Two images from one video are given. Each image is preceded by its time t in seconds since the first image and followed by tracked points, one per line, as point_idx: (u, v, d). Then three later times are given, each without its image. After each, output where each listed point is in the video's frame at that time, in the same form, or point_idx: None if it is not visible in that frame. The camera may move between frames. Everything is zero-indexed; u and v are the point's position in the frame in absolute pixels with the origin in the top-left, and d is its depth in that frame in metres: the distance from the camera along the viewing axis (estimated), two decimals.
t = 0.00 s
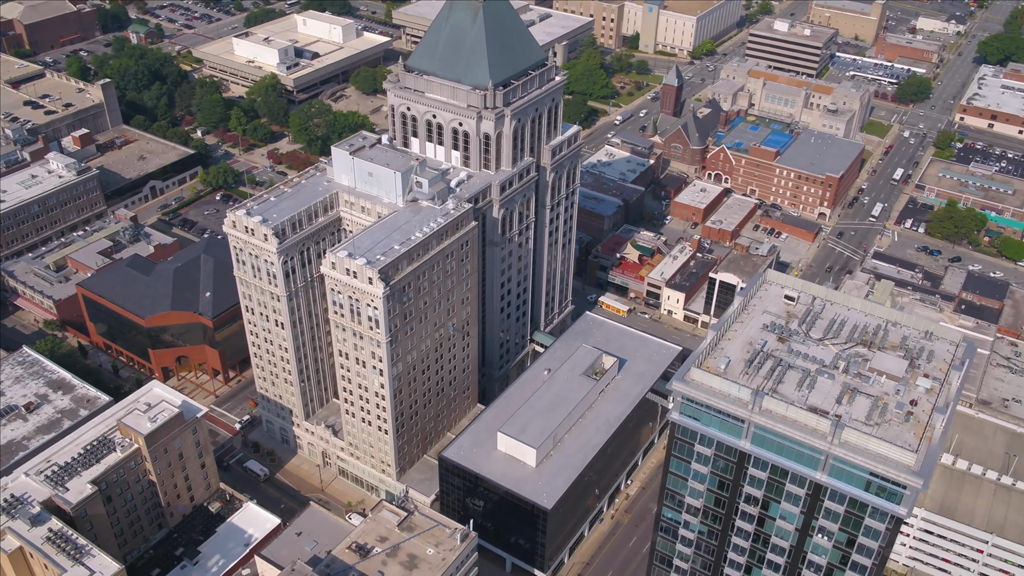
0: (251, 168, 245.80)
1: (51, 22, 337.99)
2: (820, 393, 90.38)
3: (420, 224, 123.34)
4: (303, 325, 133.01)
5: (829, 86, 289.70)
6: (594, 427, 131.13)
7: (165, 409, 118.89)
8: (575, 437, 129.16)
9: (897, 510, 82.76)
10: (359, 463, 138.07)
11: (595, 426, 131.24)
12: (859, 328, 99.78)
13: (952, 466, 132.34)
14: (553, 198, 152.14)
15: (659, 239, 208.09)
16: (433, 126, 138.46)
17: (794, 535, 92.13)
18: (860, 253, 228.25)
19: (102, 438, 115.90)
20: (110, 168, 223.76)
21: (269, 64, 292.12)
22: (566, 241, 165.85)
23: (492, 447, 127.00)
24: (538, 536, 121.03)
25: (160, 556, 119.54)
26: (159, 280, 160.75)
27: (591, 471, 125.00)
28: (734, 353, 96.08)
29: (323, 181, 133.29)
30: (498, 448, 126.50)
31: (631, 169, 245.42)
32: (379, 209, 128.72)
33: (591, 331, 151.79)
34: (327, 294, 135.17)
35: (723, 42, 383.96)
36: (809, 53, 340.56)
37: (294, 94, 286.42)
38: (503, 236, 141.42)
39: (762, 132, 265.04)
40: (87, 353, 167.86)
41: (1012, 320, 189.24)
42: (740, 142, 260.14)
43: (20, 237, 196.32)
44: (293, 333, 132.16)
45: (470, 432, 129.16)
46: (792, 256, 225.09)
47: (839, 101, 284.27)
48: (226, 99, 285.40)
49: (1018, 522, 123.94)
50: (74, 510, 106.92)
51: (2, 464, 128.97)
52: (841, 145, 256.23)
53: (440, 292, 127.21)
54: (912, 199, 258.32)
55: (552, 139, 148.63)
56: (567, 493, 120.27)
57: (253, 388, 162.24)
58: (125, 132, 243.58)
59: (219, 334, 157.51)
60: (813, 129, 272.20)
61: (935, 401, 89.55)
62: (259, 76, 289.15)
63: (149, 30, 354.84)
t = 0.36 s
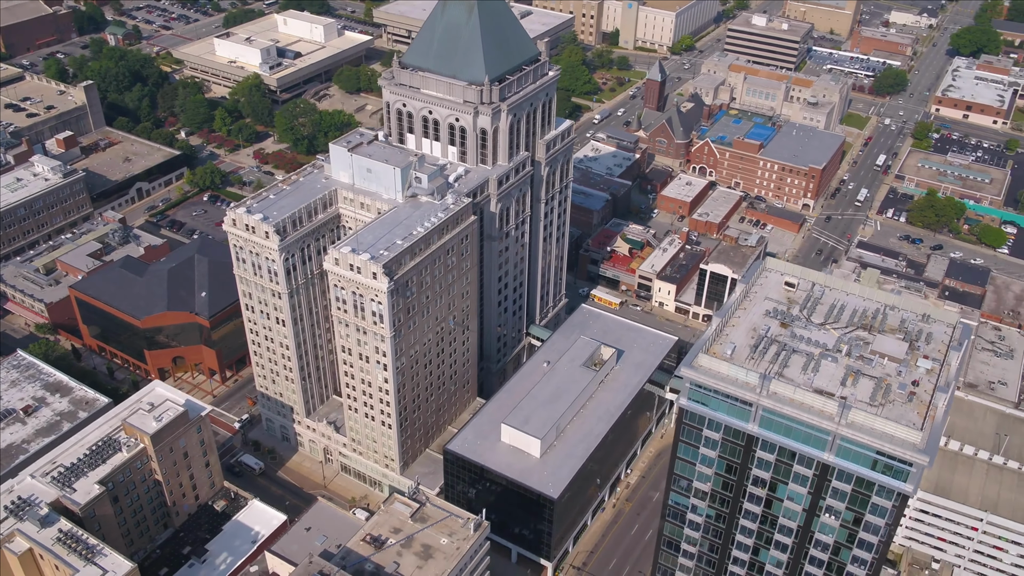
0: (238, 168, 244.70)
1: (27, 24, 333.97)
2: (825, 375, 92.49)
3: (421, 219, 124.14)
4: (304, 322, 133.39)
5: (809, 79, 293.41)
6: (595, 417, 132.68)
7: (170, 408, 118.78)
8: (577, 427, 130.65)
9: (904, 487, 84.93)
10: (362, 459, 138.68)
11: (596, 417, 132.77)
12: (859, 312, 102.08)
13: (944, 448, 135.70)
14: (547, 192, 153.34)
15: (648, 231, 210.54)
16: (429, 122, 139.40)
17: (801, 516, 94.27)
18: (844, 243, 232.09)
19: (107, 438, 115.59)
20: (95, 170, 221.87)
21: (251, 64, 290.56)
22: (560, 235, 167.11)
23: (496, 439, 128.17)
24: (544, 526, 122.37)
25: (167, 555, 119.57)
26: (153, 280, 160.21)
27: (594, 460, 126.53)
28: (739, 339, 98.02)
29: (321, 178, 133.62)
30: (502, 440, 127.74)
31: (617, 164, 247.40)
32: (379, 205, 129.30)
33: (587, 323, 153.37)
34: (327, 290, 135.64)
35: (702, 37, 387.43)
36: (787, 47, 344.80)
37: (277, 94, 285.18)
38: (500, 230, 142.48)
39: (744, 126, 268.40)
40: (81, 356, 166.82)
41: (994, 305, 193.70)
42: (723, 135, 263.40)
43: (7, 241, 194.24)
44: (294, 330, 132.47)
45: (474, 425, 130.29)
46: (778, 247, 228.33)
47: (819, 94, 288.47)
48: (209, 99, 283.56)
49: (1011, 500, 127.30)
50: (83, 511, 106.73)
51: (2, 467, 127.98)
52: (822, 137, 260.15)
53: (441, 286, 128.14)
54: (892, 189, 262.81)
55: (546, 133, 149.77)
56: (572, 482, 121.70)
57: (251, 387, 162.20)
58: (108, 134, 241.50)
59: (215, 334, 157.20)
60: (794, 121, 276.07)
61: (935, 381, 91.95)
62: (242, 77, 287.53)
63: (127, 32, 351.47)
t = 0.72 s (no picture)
0: (223, 169, 243.31)
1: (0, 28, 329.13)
2: (829, 358, 94.75)
3: (421, 215, 125.05)
4: (305, 319, 133.75)
5: (787, 73, 297.05)
6: (596, 407, 134.33)
7: (174, 408, 118.80)
8: (579, 417, 132.26)
9: (909, 465, 87.35)
10: (364, 455, 139.26)
11: (597, 406, 134.44)
12: (857, 297, 104.56)
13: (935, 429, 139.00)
14: (541, 187, 154.61)
15: (637, 225, 212.99)
16: (425, 119, 140.31)
17: (807, 497, 96.43)
18: (827, 233, 236.00)
19: (113, 440, 115.36)
20: (79, 174, 219.82)
21: (232, 65, 288.78)
22: (553, 229, 168.41)
23: (500, 431, 129.43)
24: (549, 515, 123.82)
25: (175, 555, 119.58)
26: (148, 282, 159.54)
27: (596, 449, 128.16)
28: (743, 325, 100.09)
29: (319, 176, 133.96)
30: (505, 432, 128.98)
31: (602, 159, 249.45)
32: (378, 201, 130.03)
33: (583, 316, 154.91)
34: (326, 287, 136.10)
35: (679, 33, 390.75)
36: (763, 42, 348.93)
37: (259, 94, 283.69)
38: (497, 225, 143.54)
39: (726, 119, 271.79)
40: (74, 359, 165.66)
41: (975, 291, 198.32)
42: (705, 129, 266.50)
43: None
44: (295, 328, 132.79)
45: (477, 418, 131.43)
46: (763, 238, 231.64)
47: (797, 87, 292.67)
48: (190, 100, 281.46)
49: (1002, 478, 130.98)
50: (92, 512, 106.63)
51: (3, 472, 127.07)
52: (802, 129, 264.23)
53: (442, 280, 129.08)
54: (872, 180, 267.45)
55: (539, 128, 151.03)
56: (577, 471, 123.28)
57: (248, 386, 162.14)
58: (90, 137, 239.18)
59: (212, 333, 156.95)
60: (774, 114, 279.99)
61: (935, 362, 94.51)
62: (223, 77, 285.51)
63: (102, 34, 347.37)
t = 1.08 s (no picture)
0: (210, 170, 242.01)
1: None
2: (830, 344, 96.76)
3: (421, 211, 125.83)
4: (305, 317, 134.08)
5: (768, 68, 300.68)
6: (596, 399, 135.79)
7: (178, 407, 118.83)
8: (580, 409, 133.71)
9: (911, 446, 89.63)
10: (366, 451, 139.85)
11: (597, 398, 135.94)
12: (854, 285, 106.71)
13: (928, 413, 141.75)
14: (536, 182, 155.68)
15: (626, 220, 215.10)
16: (421, 116, 141.03)
17: (812, 480, 98.48)
18: (811, 225, 239.32)
19: (117, 440, 115.22)
20: (65, 177, 217.99)
21: (215, 66, 287.00)
22: (547, 224, 169.55)
23: (502, 425, 130.55)
24: (554, 506, 125.15)
25: (181, 555, 119.72)
26: (142, 283, 158.94)
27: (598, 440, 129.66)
28: (745, 313, 101.95)
29: (317, 174, 134.34)
30: (507, 425, 130.14)
31: (589, 155, 251.10)
32: (377, 198, 130.71)
33: (579, 309, 156.30)
34: (326, 285, 136.53)
35: (659, 30, 393.49)
36: (743, 37, 352.40)
37: (243, 95, 282.14)
38: (494, 221, 144.45)
39: (709, 114, 274.62)
40: (68, 363, 164.61)
41: (959, 278, 202.34)
42: (690, 124, 269.03)
43: None
44: (296, 326, 133.11)
45: (479, 412, 132.48)
46: (750, 230, 234.39)
47: (778, 82, 296.27)
48: (173, 102, 279.45)
49: (993, 459, 133.98)
50: (100, 514, 106.58)
51: (4, 476, 126.31)
52: (784, 123, 267.69)
53: (442, 276, 129.91)
54: (854, 172, 271.42)
55: (533, 124, 152.01)
56: (580, 462, 124.69)
57: (245, 386, 161.96)
58: (75, 140, 237.07)
59: (208, 333, 156.65)
60: (757, 109, 283.36)
61: (933, 346, 96.78)
62: (206, 79, 283.74)
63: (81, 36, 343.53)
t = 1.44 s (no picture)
0: (196, 171, 240.59)
1: None
2: (831, 329, 99.03)
3: (421, 207, 126.72)
4: (305, 314, 134.42)
5: (748, 63, 304.47)
6: (596, 389, 137.42)
7: (183, 407, 118.97)
8: (580, 400, 135.30)
9: (913, 427, 92.10)
10: (369, 447, 140.49)
11: (597, 389, 137.58)
12: (851, 272, 109.11)
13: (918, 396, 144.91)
14: (530, 177, 156.90)
15: (615, 214, 217.22)
16: (416, 113, 141.86)
17: (815, 463, 100.71)
18: (795, 216, 242.98)
19: (122, 440, 115.15)
20: (50, 180, 215.94)
21: (197, 67, 284.90)
22: (540, 218, 170.80)
23: (504, 417, 131.81)
24: (558, 496, 126.57)
25: (188, 554, 119.90)
26: (137, 284, 158.36)
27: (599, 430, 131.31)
28: (747, 300, 103.96)
29: (314, 172, 134.73)
30: (510, 417, 131.43)
31: (575, 151, 252.90)
32: (376, 195, 131.43)
33: (575, 302, 157.85)
34: (325, 283, 137.03)
35: (638, 26, 396.23)
36: (721, 33, 356.03)
37: (226, 96, 280.39)
38: (490, 216, 145.51)
39: (692, 109, 277.60)
40: (62, 366, 163.58)
41: (941, 265, 206.56)
42: (673, 119, 271.73)
43: None
44: (296, 323, 133.41)
45: (481, 405, 133.68)
46: (735, 223, 237.48)
47: (759, 76, 300.12)
48: (155, 103, 277.18)
49: (983, 440, 137.34)
50: (109, 514, 106.51)
51: (4, 480, 125.53)
52: (766, 117, 271.33)
53: (442, 271, 130.91)
54: (834, 164, 275.72)
55: (527, 120, 153.16)
56: (583, 452, 126.25)
57: (242, 386, 161.89)
58: (58, 143, 234.69)
59: (204, 334, 156.34)
60: (738, 103, 286.91)
61: (931, 329, 99.33)
62: (188, 80, 281.76)
63: (57, 38, 339.22)
